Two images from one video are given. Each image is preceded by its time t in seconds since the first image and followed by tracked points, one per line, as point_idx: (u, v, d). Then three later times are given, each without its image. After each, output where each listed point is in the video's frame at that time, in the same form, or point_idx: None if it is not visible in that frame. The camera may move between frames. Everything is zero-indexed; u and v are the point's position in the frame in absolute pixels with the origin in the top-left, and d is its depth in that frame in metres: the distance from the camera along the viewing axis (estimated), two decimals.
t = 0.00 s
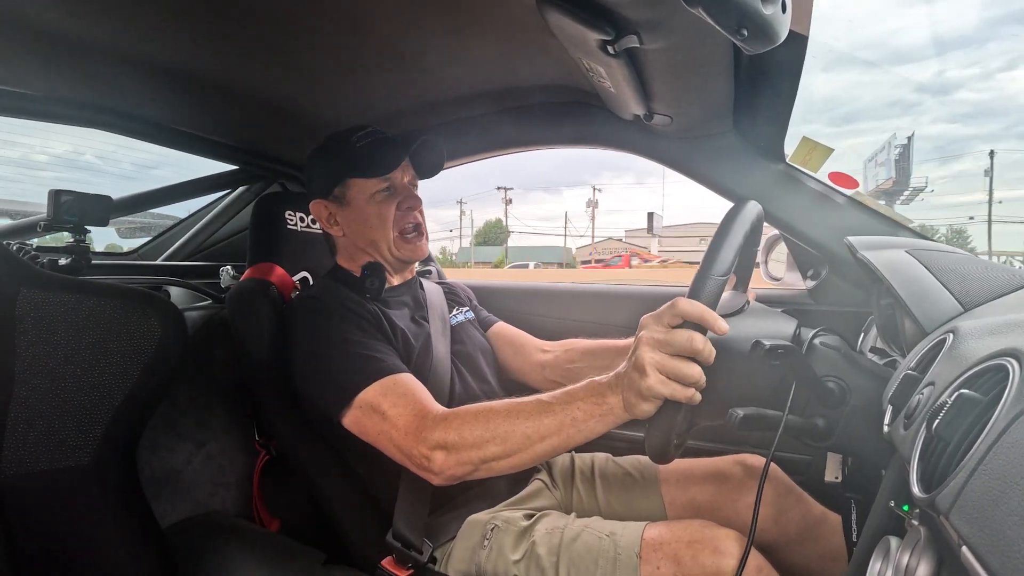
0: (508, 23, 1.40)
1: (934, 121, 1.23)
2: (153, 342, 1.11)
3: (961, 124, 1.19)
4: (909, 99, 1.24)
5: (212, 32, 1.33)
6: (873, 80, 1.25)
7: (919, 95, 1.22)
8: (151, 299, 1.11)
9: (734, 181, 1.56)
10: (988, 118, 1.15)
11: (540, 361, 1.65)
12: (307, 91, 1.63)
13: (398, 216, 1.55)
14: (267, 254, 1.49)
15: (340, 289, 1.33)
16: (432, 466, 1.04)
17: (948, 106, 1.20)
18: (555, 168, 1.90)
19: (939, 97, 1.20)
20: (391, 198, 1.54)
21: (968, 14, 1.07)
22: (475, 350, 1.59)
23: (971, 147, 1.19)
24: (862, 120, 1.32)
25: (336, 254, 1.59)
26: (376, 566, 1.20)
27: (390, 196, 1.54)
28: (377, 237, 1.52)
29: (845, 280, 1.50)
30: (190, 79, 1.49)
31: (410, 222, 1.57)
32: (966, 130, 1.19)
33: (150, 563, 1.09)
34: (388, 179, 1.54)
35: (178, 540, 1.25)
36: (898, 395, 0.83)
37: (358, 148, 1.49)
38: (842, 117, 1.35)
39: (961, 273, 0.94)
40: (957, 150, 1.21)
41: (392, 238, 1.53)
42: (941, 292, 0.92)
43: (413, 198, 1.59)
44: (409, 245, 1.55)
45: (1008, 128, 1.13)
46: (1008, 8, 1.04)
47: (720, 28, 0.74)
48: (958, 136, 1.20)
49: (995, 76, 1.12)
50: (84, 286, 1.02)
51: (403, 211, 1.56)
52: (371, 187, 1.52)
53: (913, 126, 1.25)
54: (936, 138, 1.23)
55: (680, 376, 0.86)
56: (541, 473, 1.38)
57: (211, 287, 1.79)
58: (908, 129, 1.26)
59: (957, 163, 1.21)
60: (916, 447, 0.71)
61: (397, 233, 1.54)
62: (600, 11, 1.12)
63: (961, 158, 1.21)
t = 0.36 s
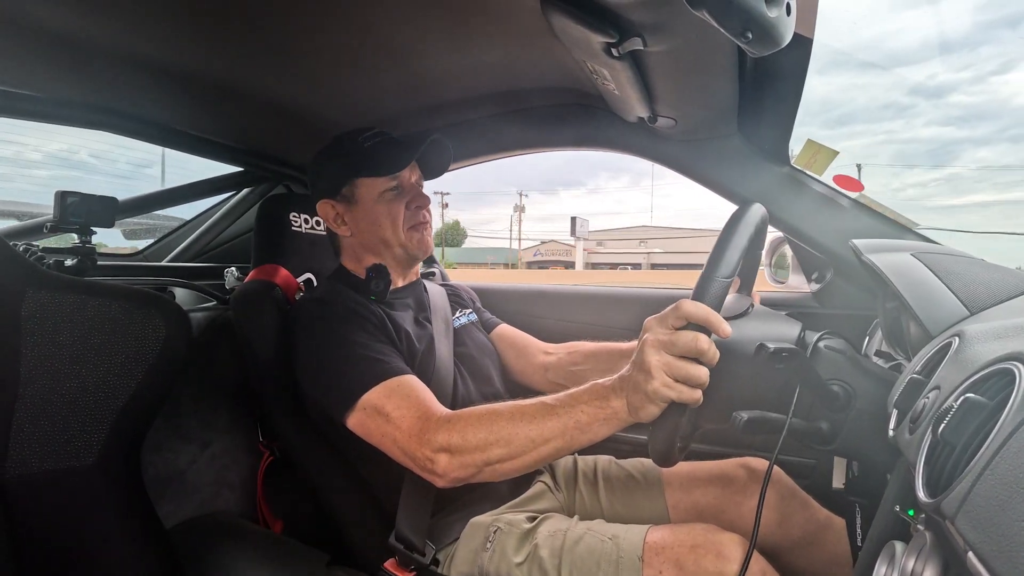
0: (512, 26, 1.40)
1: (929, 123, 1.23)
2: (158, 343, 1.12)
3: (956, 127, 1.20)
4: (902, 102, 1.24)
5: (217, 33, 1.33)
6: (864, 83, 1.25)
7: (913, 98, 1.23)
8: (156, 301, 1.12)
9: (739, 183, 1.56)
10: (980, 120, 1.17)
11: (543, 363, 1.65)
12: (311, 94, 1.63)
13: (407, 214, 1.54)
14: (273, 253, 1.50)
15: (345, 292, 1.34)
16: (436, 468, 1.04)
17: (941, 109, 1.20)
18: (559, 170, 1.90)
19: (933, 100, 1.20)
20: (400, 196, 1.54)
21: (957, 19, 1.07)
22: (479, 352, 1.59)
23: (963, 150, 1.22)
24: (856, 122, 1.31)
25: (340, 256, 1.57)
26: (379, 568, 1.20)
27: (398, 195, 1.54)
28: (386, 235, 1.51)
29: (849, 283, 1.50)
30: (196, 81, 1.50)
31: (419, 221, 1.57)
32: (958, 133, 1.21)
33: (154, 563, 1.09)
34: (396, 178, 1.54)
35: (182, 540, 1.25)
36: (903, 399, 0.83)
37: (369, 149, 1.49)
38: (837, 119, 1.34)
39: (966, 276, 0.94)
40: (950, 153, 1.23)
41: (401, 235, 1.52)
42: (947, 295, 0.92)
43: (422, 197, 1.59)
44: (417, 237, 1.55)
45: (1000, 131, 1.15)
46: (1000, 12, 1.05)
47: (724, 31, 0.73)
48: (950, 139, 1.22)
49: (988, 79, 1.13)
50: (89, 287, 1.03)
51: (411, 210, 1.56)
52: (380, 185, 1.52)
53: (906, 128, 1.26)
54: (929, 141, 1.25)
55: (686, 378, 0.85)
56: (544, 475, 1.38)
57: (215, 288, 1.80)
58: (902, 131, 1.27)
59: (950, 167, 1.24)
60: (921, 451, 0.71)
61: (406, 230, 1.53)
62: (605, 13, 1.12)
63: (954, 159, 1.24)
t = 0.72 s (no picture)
0: (517, 24, 1.40)
1: (925, 125, 1.24)
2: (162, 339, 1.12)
3: (951, 129, 1.20)
4: (898, 104, 1.26)
5: (223, 31, 1.34)
6: (861, 84, 1.29)
7: (909, 100, 1.25)
8: (162, 297, 1.12)
9: (744, 182, 1.55)
10: (977, 123, 1.16)
11: (542, 368, 1.64)
12: (316, 91, 1.64)
13: (416, 213, 1.54)
14: (276, 250, 1.49)
15: (349, 287, 1.34)
16: (442, 456, 1.04)
17: (937, 111, 1.21)
18: (563, 168, 1.89)
19: (929, 102, 1.22)
20: (410, 196, 1.54)
21: (959, 21, 1.09)
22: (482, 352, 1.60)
23: (959, 152, 1.21)
24: (852, 124, 1.35)
25: (346, 251, 1.57)
26: (382, 565, 1.20)
27: (408, 194, 1.54)
28: (394, 233, 1.51)
29: (855, 283, 1.49)
30: (201, 78, 1.50)
31: (428, 220, 1.57)
32: (955, 135, 1.20)
33: (158, 558, 1.09)
34: (408, 178, 1.54)
35: (186, 536, 1.26)
36: (909, 400, 0.82)
37: (382, 146, 1.50)
38: (835, 119, 1.38)
39: (973, 277, 0.93)
40: (946, 155, 1.22)
41: (408, 234, 1.52)
42: (953, 296, 0.91)
43: (431, 198, 1.59)
44: (426, 238, 1.55)
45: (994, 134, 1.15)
46: (996, 15, 1.06)
47: (730, 30, 0.73)
48: (946, 142, 1.21)
49: (983, 82, 1.14)
50: (94, 283, 1.03)
51: (420, 209, 1.55)
52: (391, 184, 1.52)
53: (903, 130, 1.27)
54: (925, 143, 1.24)
55: (700, 354, 0.85)
56: (546, 473, 1.38)
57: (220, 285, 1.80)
58: (898, 133, 1.28)
59: (946, 168, 1.24)
60: (927, 452, 0.70)
61: (414, 227, 1.53)
62: (610, 11, 1.12)
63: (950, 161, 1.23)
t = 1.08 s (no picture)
0: (515, 23, 1.40)
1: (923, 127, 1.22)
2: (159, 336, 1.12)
3: (949, 131, 1.19)
4: (896, 106, 1.26)
5: (219, 27, 1.33)
6: (858, 87, 1.29)
7: (907, 102, 1.24)
8: (158, 294, 1.12)
9: (741, 181, 1.56)
10: (975, 125, 1.16)
11: (536, 369, 1.63)
12: (314, 89, 1.63)
13: (417, 211, 1.55)
14: (275, 250, 1.50)
15: (345, 285, 1.34)
16: (439, 451, 1.04)
17: (934, 113, 1.20)
18: (560, 167, 1.89)
19: (926, 104, 1.21)
20: (413, 193, 1.55)
21: (955, 23, 1.10)
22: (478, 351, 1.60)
23: (956, 155, 1.19)
24: (849, 126, 1.34)
25: (342, 247, 1.55)
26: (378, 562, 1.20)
27: (411, 192, 1.55)
28: (394, 229, 1.51)
29: (850, 284, 1.50)
30: (198, 74, 1.50)
31: (428, 220, 1.58)
32: (953, 137, 1.19)
33: (155, 557, 1.09)
34: (412, 175, 1.54)
35: (181, 534, 1.26)
36: (903, 400, 0.82)
37: (386, 144, 1.49)
38: (833, 122, 1.38)
39: (967, 277, 0.94)
40: (944, 158, 1.20)
41: (407, 235, 1.52)
42: (948, 297, 0.91)
43: (432, 196, 1.60)
44: (422, 247, 1.55)
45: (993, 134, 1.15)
46: (994, 16, 1.07)
47: (728, 30, 0.73)
48: (943, 144, 1.20)
49: (980, 84, 1.14)
50: (91, 279, 1.03)
51: (422, 207, 1.57)
52: (397, 180, 1.52)
53: (901, 132, 1.26)
54: (922, 145, 1.23)
55: (700, 344, 0.86)
56: (543, 473, 1.38)
57: (216, 282, 1.80)
58: (896, 135, 1.27)
59: (941, 171, 1.22)
60: (920, 451, 0.71)
61: (412, 229, 1.54)
62: (609, 11, 1.12)
63: (947, 163, 1.21)
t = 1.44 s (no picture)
0: (513, 23, 1.40)
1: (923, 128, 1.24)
2: (153, 336, 1.11)
3: (949, 132, 1.19)
4: (894, 107, 1.26)
5: (217, 26, 1.33)
6: (857, 86, 1.28)
7: (906, 103, 1.25)
8: (153, 294, 1.11)
9: (737, 182, 1.56)
10: (973, 126, 1.16)
11: (533, 369, 1.63)
12: (310, 88, 1.63)
13: (418, 213, 1.54)
14: (272, 249, 1.50)
15: (342, 285, 1.34)
16: (436, 452, 1.04)
17: (934, 114, 1.20)
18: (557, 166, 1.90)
19: (926, 105, 1.22)
20: (413, 194, 1.54)
21: (953, 23, 1.09)
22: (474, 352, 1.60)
23: (956, 155, 1.20)
24: (847, 126, 1.35)
25: (342, 246, 1.55)
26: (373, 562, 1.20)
27: (411, 193, 1.54)
28: (394, 229, 1.50)
29: (846, 284, 1.50)
30: (195, 74, 1.49)
31: (430, 219, 1.56)
32: (952, 138, 1.19)
33: (151, 558, 1.08)
34: (412, 176, 1.54)
35: (176, 534, 1.25)
36: (898, 400, 0.83)
37: (388, 143, 1.49)
38: (830, 122, 1.38)
39: (962, 277, 0.94)
40: (944, 158, 1.22)
41: (409, 231, 1.51)
42: (943, 296, 0.92)
43: (433, 198, 1.59)
44: (425, 238, 1.54)
45: (993, 134, 1.15)
46: (994, 17, 1.05)
47: (724, 30, 0.73)
48: (943, 145, 1.21)
49: (979, 86, 1.14)
50: (86, 279, 1.02)
51: (422, 209, 1.55)
52: (396, 181, 1.52)
53: (900, 133, 1.27)
54: (921, 146, 1.25)
55: (695, 345, 0.86)
56: (538, 472, 1.38)
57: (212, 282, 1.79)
58: (895, 136, 1.28)
59: (942, 171, 1.23)
60: (916, 452, 0.71)
61: (415, 224, 1.52)
62: (606, 11, 1.12)
63: (949, 163, 1.22)
